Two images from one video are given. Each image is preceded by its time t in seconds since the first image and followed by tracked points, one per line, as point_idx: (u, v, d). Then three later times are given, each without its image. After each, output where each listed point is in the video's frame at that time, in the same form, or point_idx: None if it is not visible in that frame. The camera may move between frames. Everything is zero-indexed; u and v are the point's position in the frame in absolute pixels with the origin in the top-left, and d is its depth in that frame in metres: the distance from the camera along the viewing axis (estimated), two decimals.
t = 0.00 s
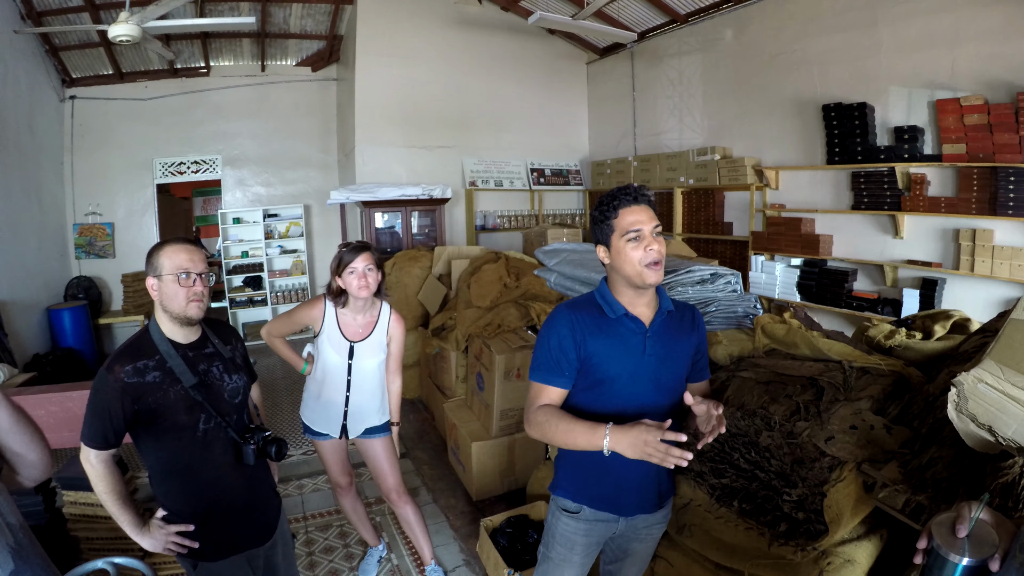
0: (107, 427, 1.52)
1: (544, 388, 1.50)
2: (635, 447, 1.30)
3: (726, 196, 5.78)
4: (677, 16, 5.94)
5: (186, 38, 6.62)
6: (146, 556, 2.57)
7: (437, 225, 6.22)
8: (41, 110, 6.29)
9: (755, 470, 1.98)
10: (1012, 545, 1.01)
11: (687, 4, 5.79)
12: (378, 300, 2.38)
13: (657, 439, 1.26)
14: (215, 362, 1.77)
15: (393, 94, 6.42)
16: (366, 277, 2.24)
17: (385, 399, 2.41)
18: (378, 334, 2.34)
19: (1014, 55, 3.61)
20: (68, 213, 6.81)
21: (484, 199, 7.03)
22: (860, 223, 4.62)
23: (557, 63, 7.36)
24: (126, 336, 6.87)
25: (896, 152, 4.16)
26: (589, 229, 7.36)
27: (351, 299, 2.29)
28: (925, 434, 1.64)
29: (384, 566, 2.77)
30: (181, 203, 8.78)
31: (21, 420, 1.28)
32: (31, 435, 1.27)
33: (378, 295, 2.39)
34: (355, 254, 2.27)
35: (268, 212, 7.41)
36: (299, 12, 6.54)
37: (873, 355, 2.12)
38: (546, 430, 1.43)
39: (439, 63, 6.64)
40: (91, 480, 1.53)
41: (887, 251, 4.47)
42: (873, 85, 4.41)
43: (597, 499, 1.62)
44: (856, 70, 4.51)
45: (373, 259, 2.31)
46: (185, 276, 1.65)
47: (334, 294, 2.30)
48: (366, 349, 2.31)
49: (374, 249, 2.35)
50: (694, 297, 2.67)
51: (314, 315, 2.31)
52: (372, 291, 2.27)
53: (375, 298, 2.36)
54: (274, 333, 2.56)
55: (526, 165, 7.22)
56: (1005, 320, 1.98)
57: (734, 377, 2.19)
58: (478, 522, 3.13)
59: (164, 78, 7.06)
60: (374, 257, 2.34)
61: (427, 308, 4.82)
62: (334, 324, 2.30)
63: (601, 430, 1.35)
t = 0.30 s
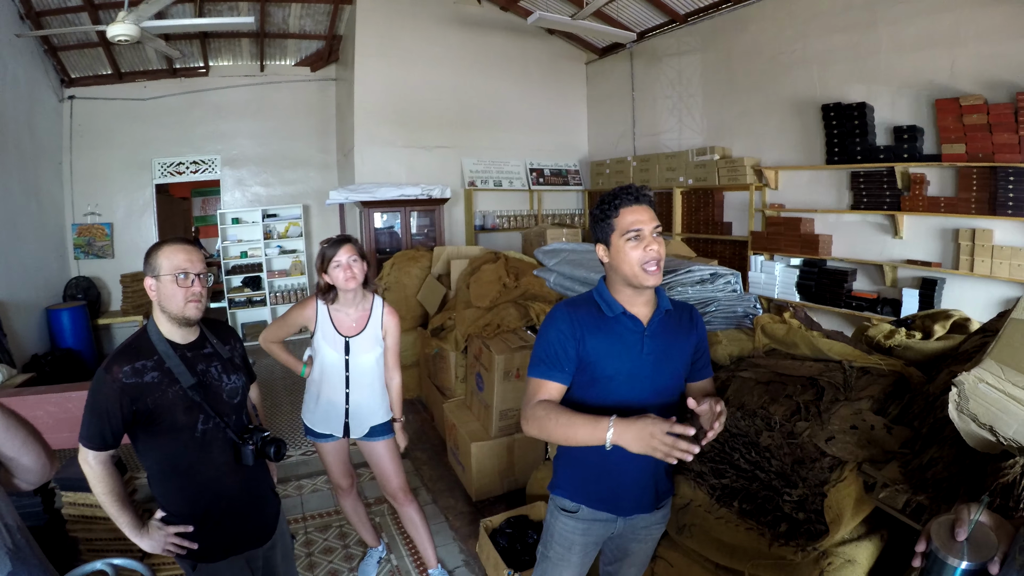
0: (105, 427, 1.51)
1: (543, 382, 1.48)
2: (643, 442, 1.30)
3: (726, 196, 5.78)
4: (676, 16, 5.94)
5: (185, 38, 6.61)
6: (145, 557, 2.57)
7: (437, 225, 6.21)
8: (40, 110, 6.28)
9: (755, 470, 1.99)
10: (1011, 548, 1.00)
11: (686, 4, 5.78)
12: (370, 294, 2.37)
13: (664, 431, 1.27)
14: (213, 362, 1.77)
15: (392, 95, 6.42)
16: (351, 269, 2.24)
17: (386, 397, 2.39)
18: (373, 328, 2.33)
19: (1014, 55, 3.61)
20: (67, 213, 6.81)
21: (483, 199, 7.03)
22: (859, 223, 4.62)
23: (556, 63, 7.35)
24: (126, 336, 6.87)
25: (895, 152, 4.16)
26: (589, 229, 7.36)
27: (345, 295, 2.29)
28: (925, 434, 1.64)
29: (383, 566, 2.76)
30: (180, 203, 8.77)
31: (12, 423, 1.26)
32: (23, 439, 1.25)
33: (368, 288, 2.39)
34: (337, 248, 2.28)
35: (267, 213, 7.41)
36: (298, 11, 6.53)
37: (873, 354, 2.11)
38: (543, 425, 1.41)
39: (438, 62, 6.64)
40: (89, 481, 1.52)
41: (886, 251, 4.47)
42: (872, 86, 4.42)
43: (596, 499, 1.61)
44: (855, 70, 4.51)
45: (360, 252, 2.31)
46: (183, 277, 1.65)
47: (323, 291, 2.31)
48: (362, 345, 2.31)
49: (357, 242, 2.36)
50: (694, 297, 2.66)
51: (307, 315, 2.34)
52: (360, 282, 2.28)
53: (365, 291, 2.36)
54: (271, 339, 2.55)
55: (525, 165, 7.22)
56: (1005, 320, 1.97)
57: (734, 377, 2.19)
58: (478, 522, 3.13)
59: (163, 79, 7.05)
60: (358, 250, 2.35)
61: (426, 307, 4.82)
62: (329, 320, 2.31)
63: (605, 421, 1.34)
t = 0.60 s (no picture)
0: (103, 430, 1.51)
1: (539, 385, 1.49)
2: (633, 427, 1.29)
3: (723, 198, 5.79)
4: (673, 18, 5.95)
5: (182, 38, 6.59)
6: (142, 559, 2.56)
7: (434, 226, 6.20)
8: (38, 110, 6.26)
9: (751, 472, 1.98)
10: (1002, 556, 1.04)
11: (684, 6, 5.80)
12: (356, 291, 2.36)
13: (649, 411, 1.28)
14: (210, 365, 1.76)
15: (390, 96, 6.42)
16: (334, 267, 2.25)
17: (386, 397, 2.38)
18: (365, 323, 2.32)
19: (1012, 57, 3.63)
20: (64, 214, 6.78)
21: (481, 200, 7.03)
22: (856, 224, 4.64)
23: (554, 64, 7.36)
24: (123, 337, 6.84)
25: (892, 154, 4.17)
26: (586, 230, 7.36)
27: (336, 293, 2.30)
28: (920, 436, 1.62)
29: (380, 569, 2.76)
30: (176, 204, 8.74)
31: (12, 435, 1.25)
32: (23, 452, 1.24)
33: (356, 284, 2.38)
34: (317, 248, 2.29)
35: (265, 213, 7.41)
36: (295, 13, 6.52)
37: (870, 357, 2.11)
38: (543, 425, 1.41)
39: (436, 63, 6.64)
40: (86, 484, 1.51)
41: (884, 253, 4.49)
42: (870, 87, 4.43)
43: (591, 503, 1.61)
44: (853, 71, 4.53)
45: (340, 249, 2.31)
46: (180, 280, 1.64)
47: (309, 293, 2.32)
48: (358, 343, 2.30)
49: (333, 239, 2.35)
50: (691, 300, 2.66)
51: (300, 320, 2.36)
52: (345, 279, 2.29)
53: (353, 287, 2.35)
54: (266, 351, 2.54)
55: (523, 166, 7.22)
56: (1001, 322, 1.98)
57: (730, 380, 2.19)
58: (476, 524, 3.12)
59: (161, 79, 7.03)
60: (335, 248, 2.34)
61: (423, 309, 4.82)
62: (324, 321, 2.31)
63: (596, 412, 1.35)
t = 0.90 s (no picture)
0: (97, 437, 1.49)
1: (532, 392, 1.49)
2: (623, 440, 1.28)
3: (717, 203, 5.81)
4: (668, 24, 5.99)
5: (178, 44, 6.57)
6: (137, 567, 2.52)
7: (429, 233, 6.20)
8: (33, 115, 6.22)
9: (745, 478, 1.98)
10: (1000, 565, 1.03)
11: (678, 12, 5.84)
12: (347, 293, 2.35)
13: (640, 426, 1.28)
14: (205, 372, 1.74)
15: (386, 102, 6.43)
16: (326, 272, 2.25)
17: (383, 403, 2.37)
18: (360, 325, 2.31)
19: (1005, 62, 3.68)
20: (58, 219, 6.74)
21: (476, 207, 7.04)
22: (849, 229, 4.67)
23: (548, 71, 7.40)
24: (117, 344, 6.79)
25: (885, 159, 4.22)
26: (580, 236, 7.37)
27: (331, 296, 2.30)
28: (915, 440, 1.61)
29: None
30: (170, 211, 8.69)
31: (5, 435, 1.23)
32: (16, 451, 1.23)
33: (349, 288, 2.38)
34: (307, 254, 2.27)
35: (260, 219, 7.38)
36: (291, 19, 6.52)
37: (864, 362, 2.10)
38: (533, 431, 1.41)
39: (431, 69, 6.66)
40: (81, 491, 1.49)
41: (878, 257, 4.52)
42: (863, 93, 4.48)
43: (587, 509, 1.60)
44: (846, 77, 4.57)
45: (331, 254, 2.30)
46: (175, 287, 1.62)
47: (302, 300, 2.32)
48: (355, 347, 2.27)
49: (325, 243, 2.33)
50: (685, 306, 2.66)
51: (295, 327, 2.34)
52: (338, 284, 2.29)
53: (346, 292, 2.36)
54: (264, 360, 2.52)
55: (517, 173, 7.23)
56: (995, 326, 1.98)
57: (725, 386, 2.18)
58: (471, 531, 3.10)
59: (157, 85, 7.01)
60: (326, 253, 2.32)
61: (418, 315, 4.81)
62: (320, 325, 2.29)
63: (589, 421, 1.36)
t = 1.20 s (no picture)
0: (90, 440, 1.47)
1: (518, 385, 1.45)
2: (609, 426, 1.21)
3: (711, 207, 5.84)
4: (662, 29, 6.02)
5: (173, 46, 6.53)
6: (130, 572, 2.49)
7: (423, 237, 6.19)
8: (27, 116, 6.18)
9: (742, 480, 1.97)
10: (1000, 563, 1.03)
11: (672, 17, 5.87)
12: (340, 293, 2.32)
13: (627, 411, 1.21)
14: (199, 375, 1.72)
15: (381, 105, 6.42)
16: (318, 275, 2.20)
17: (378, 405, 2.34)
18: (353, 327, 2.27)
19: (997, 66, 3.72)
20: (51, 221, 6.69)
21: (471, 211, 7.04)
22: (843, 233, 4.71)
23: (543, 75, 7.42)
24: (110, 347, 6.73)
25: (879, 162, 4.25)
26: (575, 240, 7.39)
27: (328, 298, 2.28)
28: (911, 442, 1.61)
29: None
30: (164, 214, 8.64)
31: None
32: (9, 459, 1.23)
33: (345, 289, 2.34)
34: (300, 256, 2.23)
35: (253, 222, 7.33)
36: (286, 21, 6.51)
37: (859, 364, 2.10)
38: (512, 420, 1.36)
39: (427, 73, 6.66)
40: (74, 495, 1.47)
41: (871, 260, 4.55)
42: (856, 97, 4.51)
43: (583, 509, 1.59)
44: (840, 81, 4.61)
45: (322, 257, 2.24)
46: (168, 289, 1.61)
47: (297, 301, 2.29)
48: (347, 350, 2.24)
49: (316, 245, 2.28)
50: (680, 309, 2.67)
51: (290, 328, 2.33)
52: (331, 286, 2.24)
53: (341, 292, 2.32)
54: (261, 361, 2.50)
55: (512, 177, 7.25)
56: (989, 328, 1.99)
57: (721, 388, 2.17)
58: (466, 535, 3.08)
59: (151, 87, 6.98)
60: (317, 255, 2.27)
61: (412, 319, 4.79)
62: (313, 327, 2.27)
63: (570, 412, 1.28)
